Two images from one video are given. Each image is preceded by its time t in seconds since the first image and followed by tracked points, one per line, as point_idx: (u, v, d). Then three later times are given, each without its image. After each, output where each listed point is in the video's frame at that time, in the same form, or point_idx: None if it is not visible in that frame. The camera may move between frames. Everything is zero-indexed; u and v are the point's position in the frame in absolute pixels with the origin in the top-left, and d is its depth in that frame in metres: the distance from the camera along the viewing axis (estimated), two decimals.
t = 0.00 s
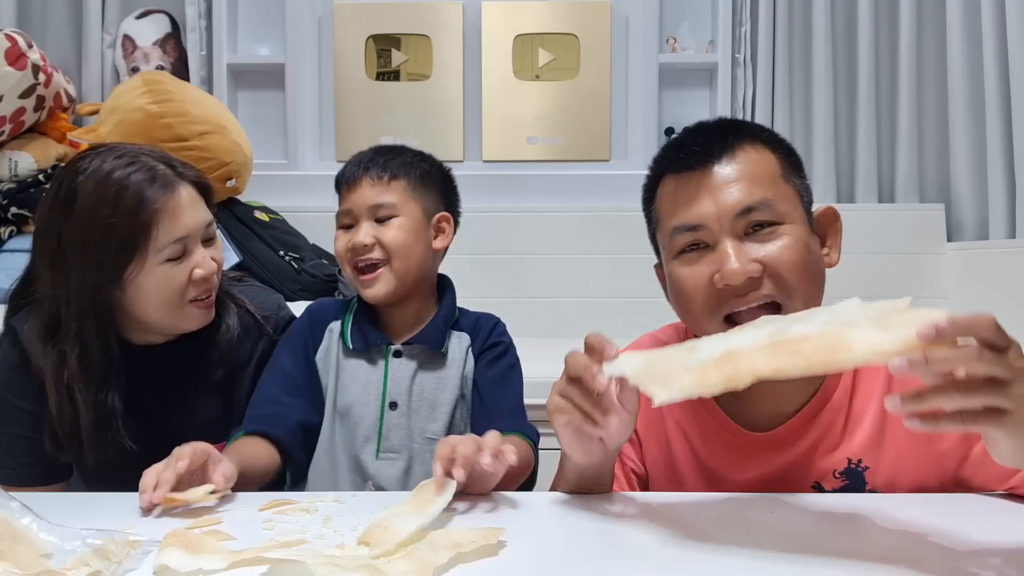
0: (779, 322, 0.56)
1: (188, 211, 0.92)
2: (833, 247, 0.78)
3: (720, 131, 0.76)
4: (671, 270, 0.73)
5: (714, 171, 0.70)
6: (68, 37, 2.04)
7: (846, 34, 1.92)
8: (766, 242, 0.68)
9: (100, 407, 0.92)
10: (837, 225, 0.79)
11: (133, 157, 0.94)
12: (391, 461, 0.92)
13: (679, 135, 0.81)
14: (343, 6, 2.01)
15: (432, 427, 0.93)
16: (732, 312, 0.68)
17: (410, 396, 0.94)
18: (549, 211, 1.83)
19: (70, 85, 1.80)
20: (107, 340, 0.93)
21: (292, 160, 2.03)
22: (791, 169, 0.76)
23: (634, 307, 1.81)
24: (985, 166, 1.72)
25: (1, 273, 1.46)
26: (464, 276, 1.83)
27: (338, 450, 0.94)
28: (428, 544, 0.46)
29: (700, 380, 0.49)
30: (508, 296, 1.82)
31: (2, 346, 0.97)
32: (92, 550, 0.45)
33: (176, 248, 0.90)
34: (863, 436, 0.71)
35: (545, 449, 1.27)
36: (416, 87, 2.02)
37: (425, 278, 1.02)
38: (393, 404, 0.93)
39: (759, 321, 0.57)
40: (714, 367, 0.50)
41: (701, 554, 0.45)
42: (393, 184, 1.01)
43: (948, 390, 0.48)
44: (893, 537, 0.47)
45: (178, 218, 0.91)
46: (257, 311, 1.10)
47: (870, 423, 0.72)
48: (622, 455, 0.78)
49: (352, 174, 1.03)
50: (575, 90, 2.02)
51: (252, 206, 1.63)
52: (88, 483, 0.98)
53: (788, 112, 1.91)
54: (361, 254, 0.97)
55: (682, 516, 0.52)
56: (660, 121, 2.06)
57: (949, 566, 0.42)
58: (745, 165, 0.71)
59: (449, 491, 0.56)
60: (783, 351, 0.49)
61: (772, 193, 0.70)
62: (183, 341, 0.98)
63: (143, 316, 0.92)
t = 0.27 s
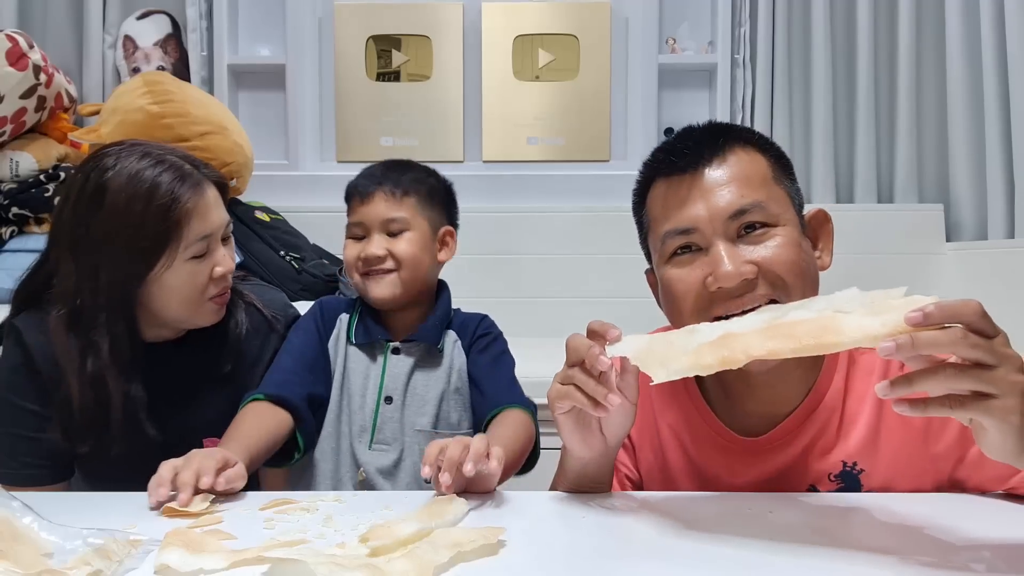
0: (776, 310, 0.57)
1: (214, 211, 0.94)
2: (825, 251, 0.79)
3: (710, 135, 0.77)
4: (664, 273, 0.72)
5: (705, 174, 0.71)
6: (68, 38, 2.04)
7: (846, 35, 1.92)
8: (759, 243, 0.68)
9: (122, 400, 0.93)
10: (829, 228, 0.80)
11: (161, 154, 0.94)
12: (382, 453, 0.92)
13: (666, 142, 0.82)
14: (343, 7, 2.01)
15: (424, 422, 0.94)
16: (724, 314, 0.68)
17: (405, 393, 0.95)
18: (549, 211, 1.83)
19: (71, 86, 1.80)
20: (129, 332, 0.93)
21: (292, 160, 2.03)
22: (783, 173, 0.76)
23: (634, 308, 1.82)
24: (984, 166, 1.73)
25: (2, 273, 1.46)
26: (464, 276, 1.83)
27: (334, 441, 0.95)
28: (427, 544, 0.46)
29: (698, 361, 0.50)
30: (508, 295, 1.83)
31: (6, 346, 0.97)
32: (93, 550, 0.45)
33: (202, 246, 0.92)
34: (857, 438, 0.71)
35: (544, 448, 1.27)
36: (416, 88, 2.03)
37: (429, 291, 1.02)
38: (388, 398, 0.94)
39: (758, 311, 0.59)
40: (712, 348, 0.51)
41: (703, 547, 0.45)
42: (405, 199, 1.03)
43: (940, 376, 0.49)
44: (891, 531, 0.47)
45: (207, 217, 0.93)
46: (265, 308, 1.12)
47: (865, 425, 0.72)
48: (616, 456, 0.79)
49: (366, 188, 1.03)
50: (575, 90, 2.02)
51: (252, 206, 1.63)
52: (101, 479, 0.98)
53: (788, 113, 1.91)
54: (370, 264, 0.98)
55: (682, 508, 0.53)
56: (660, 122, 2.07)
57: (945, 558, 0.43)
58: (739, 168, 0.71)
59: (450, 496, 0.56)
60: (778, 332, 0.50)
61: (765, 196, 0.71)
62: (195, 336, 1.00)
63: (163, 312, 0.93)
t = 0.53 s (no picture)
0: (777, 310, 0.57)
1: (215, 201, 0.94)
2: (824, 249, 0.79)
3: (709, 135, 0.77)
4: (662, 273, 0.72)
5: (703, 175, 0.71)
6: (68, 38, 2.04)
7: (846, 34, 1.92)
8: (756, 245, 0.68)
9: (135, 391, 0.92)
10: (829, 228, 0.80)
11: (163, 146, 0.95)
12: (390, 455, 0.93)
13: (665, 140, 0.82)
14: (343, 7, 2.01)
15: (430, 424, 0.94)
16: (720, 315, 0.68)
17: (411, 394, 0.95)
18: (549, 210, 1.83)
19: (71, 85, 1.80)
20: (138, 323, 0.93)
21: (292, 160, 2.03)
22: (782, 176, 0.76)
23: (635, 308, 1.82)
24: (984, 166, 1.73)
25: (3, 273, 1.46)
26: (463, 276, 1.83)
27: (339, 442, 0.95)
28: (427, 544, 0.46)
29: (699, 364, 0.50)
30: (508, 295, 1.83)
31: (13, 345, 0.97)
32: (92, 550, 0.45)
33: (202, 236, 0.92)
34: (857, 439, 0.71)
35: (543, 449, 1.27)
36: (416, 87, 2.03)
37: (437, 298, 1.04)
38: (393, 401, 0.94)
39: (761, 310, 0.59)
40: (711, 351, 0.51)
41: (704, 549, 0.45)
42: (424, 209, 1.04)
43: (942, 375, 0.49)
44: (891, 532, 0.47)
45: (207, 207, 0.93)
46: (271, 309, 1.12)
47: (864, 428, 0.72)
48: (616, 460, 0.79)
49: (386, 194, 1.03)
50: (575, 90, 2.02)
51: (252, 206, 1.63)
52: (109, 479, 0.97)
53: (787, 113, 1.91)
54: (387, 270, 0.99)
55: (682, 509, 0.53)
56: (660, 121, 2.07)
57: (944, 559, 0.43)
58: (739, 170, 0.71)
59: (450, 497, 0.56)
60: (777, 334, 0.50)
61: (763, 197, 0.71)
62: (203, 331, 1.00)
63: (164, 302, 0.92)
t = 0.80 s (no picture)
0: (776, 313, 0.57)
1: (198, 190, 0.93)
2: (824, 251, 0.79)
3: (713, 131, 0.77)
4: (660, 268, 0.72)
5: (703, 171, 0.71)
6: (68, 38, 2.04)
7: (846, 34, 1.92)
8: (753, 241, 0.68)
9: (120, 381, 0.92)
10: (828, 229, 0.80)
11: (151, 140, 0.95)
12: (400, 452, 0.93)
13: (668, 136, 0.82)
14: (343, 7, 2.01)
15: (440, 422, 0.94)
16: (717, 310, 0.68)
17: (423, 391, 0.95)
18: (549, 211, 1.83)
19: (71, 85, 1.80)
20: (126, 314, 0.93)
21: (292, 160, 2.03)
22: (783, 172, 0.76)
23: (635, 308, 1.82)
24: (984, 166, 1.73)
25: (3, 273, 1.46)
26: (463, 276, 1.83)
27: (348, 440, 0.95)
28: (427, 544, 0.46)
29: (701, 392, 0.50)
30: (508, 295, 1.83)
31: (13, 345, 0.97)
32: (92, 550, 0.45)
33: (184, 224, 0.91)
34: (857, 440, 0.71)
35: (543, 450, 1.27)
36: (416, 87, 2.03)
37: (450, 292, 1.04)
38: (405, 398, 0.94)
39: (758, 305, 0.59)
40: (712, 379, 0.50)
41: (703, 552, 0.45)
42: (438, 202, 1.03)
43: (955, 403, 0.48)
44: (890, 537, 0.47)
45: (187, 194, 0.92)
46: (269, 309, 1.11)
47: (863, 429, 0.72)
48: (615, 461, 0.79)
49: (400, 184, 1.03)
50: (575, 90, 2.02)
51: (252, 206, 1.63)
52: (104, 478, 0.97)
53: (787, 113, 1.91)
54: (399, 263, 0.99)
55: (681, 512, 0.53)
56: (660, 121, 2.07)
57: (943, 566, 0.43)
58: (740, 166, 0.71)
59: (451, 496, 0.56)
60: (779, 360, 0.49)
61: (763, 193, 0.70)
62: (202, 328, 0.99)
63: (150, 293, 0.91)
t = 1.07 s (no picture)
0: (773, 302, 0.50)
1: (181, 191, 0.93)
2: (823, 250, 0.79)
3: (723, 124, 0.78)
4: (662, 244, 0.73)
5: (714, 155, 0.72)
6: (68, 38, 2.04)
7: (846, 34, 1.92)
8: (755, 221, 0.68)
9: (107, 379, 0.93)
10: (829, 232, 0.80)
11: (136, 141, 0.95)
12: (412, 454, 0.93)
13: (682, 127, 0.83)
14: (343, 7, 2.01)
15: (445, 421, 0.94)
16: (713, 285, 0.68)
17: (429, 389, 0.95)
18: (548, 211, 1.83)
19: (71, 85, 1.80)
20: (110, 313, 0.93)
21: (292, 160, 2.03)
22: (790, 169, 0.77)
23: (635, 308, 1.82)
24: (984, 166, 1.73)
25: (3, 273, 1.46)
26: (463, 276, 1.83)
27: (357, 441, 0.95)
28: (427, 544, 0.46)
29: (708, 435, 0.46)
30: (508, 295, 1.83)
31: (7, 345, 0.98)
32: (92, 550, 0.45)
33: (165, 225, 0.90)
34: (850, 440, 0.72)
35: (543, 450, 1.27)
36: (416, 87, 2.03)
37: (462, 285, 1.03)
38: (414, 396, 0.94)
39: (748, 287, 0.51)
40: (717, 420, 0.46)
41: (700, 555, 0.45)
42: (456, 193, 1.03)
43: (952, 431, 0.47)
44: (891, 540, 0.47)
45: (169, 195, 0.91)
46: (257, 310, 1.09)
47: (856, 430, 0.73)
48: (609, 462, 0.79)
49: (419, 172, 1.03)
50: (575, 90, 2.02)
51: (252, 206, 1.63)
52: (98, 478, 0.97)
53: (787, 113, 1.91)
54: (413, 250, 0.98)
55: (683, 516, 0.53)
56: (660, 122, 2.07)
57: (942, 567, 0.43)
58: (748, 153, 0.72)
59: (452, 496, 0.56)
60: (785, 392, 0.45)
61: (768, 178, 0.71)
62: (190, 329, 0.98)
63: (132, 295, 0.91)
